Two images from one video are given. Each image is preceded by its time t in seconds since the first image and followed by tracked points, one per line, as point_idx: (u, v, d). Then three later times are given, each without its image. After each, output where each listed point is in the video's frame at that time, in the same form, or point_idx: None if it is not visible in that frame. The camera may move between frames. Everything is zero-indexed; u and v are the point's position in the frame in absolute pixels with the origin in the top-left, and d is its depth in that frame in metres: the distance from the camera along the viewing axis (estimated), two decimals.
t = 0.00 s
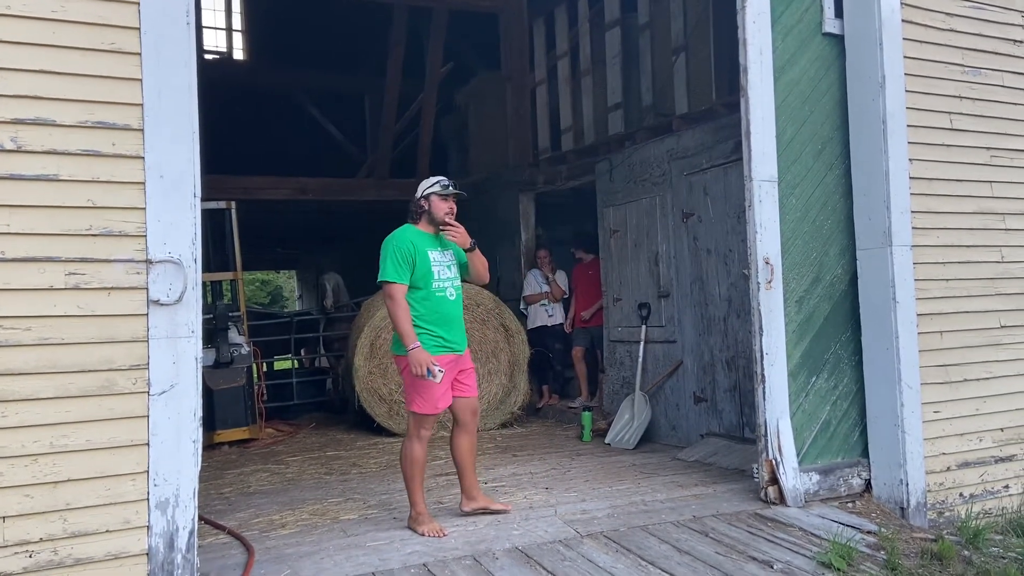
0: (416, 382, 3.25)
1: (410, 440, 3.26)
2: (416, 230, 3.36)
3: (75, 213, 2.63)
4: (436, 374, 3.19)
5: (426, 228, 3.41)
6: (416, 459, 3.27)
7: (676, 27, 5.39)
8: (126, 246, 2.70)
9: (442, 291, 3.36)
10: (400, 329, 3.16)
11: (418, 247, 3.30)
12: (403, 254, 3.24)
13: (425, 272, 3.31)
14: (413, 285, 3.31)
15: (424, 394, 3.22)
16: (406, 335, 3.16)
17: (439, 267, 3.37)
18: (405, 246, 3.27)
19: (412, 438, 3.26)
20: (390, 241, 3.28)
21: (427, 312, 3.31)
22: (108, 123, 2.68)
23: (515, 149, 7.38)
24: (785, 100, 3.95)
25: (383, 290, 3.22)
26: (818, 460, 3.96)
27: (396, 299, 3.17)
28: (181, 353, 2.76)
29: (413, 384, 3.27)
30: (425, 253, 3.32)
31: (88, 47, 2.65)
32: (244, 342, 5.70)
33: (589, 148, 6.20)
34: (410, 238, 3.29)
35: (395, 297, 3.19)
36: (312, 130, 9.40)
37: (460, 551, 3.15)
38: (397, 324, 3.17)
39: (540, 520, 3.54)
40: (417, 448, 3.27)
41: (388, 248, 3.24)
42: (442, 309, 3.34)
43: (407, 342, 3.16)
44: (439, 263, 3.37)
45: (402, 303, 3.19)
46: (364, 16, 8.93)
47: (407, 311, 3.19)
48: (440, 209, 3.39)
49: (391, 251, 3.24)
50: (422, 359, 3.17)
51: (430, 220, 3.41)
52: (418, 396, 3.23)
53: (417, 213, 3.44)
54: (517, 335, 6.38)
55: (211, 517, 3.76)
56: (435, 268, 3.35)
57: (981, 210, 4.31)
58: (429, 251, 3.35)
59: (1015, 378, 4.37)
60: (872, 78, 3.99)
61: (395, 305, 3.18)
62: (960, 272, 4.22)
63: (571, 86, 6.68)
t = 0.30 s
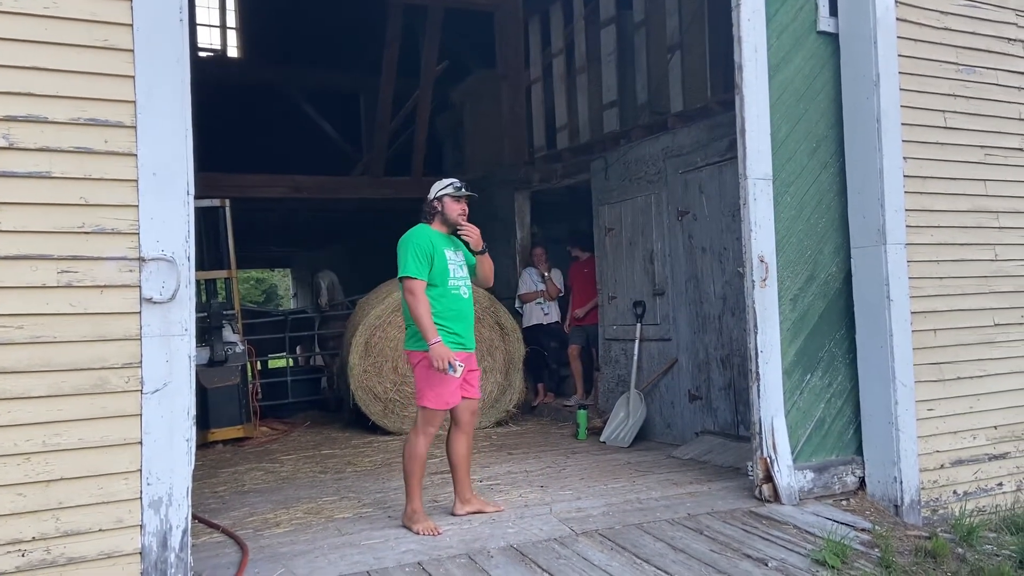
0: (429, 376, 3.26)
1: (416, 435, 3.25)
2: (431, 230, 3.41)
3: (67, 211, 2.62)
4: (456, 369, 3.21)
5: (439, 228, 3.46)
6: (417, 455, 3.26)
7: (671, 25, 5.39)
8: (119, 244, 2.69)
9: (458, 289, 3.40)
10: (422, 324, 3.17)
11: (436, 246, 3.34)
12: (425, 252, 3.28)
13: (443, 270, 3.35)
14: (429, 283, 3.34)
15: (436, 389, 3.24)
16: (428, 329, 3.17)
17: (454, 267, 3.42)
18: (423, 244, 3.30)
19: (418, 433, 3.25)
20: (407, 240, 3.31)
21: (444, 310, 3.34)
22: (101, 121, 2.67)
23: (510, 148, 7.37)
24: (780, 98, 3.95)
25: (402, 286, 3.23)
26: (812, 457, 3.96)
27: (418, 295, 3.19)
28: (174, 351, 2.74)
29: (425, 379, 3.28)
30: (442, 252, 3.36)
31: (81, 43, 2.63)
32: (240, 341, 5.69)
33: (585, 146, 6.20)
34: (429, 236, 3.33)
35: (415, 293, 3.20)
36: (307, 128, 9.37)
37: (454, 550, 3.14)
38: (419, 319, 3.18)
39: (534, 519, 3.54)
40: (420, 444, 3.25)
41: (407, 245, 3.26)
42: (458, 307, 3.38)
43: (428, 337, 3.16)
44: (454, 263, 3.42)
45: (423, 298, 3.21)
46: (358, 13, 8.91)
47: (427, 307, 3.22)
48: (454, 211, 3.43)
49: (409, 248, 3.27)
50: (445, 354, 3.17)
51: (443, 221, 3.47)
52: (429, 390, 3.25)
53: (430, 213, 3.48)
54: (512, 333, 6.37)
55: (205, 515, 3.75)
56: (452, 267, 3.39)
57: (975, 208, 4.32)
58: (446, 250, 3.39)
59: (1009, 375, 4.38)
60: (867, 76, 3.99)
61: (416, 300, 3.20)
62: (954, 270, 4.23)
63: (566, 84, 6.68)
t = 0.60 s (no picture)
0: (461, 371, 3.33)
1: (467, 419, 3.30)
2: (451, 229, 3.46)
3: (59, 209, 2.61)
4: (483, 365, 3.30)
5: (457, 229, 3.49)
6: (461, 436, 3.32)
7: (665, 25, 5.39)
8: (111, 242, 2.68)
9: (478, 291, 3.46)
10: (447, 322, 3.22)
11: (459, 247, 3.40)
12: (450, 252, 3.34)
13: (465, 270, 3.40)
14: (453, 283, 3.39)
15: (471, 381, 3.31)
16: (453, 328, 3.22)
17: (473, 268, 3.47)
18: (448, 244, 3.36)
19: (471, 418, 3.32)
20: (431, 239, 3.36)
21: (467, 310, 3.39)
22: (93, 118, 2.65)
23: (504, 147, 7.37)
24: (774, 97, 3.95)
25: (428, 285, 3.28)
26: (806, 456, 3.97)
27: (442, 293, 3.24)
28: (167, 351, 2.73)
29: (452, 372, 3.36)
30: (465, 253, 3.42)
31: (72, 40, 2.62)
32: (233, 340, 5.67)
33: (579, 145, 6.20)
34: (452, 237, 3.39)
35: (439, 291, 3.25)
36: (301, 127, 9.35)
37: (449, 549, 3.14)
38: (443, 317, 3.23)
39: (529, 518, 3.54)
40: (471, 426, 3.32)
41: (431, 244, 3.32)
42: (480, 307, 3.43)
43: (455, 334, 3.22)
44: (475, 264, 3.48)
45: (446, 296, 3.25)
46: (352, 11, 8.88)
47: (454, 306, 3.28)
48: (477, 214, 3.50)
49: (432, 247, 3.33)
50: (471, 350, 3.25)
51: (464, 223, 3.51)
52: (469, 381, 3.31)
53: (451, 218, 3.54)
54: (506, 332, 6.38)
55: (198, 515, 3.74)
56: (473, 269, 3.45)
57: (968, 207, 4.33)
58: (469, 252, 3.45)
59: (1001, 374, 4.39)
60: (860, 76, 4.00)
61: (442, 299, 3.24)
62: (947, 269, 4.24)
63: (560, 83, 6.68)
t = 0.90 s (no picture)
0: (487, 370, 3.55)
1: (517, 413, 3.57)
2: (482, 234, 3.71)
3: (51, 208, 2.59)
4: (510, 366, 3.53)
5: (484, 233, 3.75)
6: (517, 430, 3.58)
7: (658, 25, 5.40)
8: (103, 242, 2.66)
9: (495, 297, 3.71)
10: (483, 322, 3.45)
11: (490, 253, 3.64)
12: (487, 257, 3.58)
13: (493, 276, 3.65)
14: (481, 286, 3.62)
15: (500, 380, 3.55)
16: (485, 328, 3.46)
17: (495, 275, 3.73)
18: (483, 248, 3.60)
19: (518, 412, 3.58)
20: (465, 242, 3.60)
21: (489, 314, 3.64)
22: (84, 117, 2.64)
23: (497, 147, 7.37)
24: (767, 98, 3.96)
25: (467, 284, 3.50)
26: (799, 456, 3.98)
27: (477, 294, 3.48)
28: (160, 351, 2.72)
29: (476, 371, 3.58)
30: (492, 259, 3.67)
31: (64, 39, 2.61)
32: (225, 340, 5.62)
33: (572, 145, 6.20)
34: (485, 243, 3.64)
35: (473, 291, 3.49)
36: (294, 126, 9.33)
37: (443, 549, 3.14)
38: (478, 318, 3.46)
39: (522, 518, 3.54)
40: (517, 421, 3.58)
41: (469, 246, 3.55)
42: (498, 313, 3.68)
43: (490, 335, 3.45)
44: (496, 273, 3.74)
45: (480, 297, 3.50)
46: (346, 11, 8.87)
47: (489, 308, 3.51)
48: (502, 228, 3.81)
49: (468, 249, 3.57)
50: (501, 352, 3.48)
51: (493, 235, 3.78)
52: (503, 380, 3.55)
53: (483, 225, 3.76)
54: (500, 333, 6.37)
55: (191, 515, 3.73)
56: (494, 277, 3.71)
57: (960, 207, 4.35)
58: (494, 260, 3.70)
59: (992, 374, 4.41)
60: (853, 77, 4.01)
61: (479, 300, 3.47)
62: (939, 269, 4.26)
63: (554, 83, 6.68)
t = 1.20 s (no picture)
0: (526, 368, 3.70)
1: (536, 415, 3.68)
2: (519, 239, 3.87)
3: (41, 208, 2.59)
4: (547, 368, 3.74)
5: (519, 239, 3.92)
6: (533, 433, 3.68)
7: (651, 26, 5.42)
8: (93, 242, 2.66)
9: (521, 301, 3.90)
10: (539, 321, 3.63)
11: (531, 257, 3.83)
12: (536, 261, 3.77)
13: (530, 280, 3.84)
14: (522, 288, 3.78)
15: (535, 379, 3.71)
16: (541, 328, 3.65)
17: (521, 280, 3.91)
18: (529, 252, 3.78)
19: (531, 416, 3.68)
20: (513, 245, 3.77)
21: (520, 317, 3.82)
22: (74, 116, 2.63)
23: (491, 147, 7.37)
24: (758, 99, 3.97)
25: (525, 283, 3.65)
26: (790, 456, 3.99)
27: (533, 294, 3.65)
28: (150, 352, 2.72)
29: (506, 372, 3.69)
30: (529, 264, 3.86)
31: (54, 39, 2.60)
32: (217, 340, 5.66)
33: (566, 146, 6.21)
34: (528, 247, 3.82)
35: (528, 292, 3.66)
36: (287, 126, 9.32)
37: (435, 550, 3.13)
38: (534, 318, 3.64)
39: (515, 518, 3.54)
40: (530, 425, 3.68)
41: (522, 249, 3.72)
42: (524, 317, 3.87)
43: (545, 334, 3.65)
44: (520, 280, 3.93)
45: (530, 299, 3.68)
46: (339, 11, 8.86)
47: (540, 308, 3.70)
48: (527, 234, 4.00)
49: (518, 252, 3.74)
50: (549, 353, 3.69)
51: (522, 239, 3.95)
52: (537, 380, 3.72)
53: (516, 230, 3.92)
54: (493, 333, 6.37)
55: (182, 516, 3.72)
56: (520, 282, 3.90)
57: (950, 208, 4.37)
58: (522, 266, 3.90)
59: (983, 374, 4.43)
60: (844, 78, 4.02)
61: (535, 301, 3.65)
62: (929, 270, 4.27)
63: (547, 84, 6.69)
